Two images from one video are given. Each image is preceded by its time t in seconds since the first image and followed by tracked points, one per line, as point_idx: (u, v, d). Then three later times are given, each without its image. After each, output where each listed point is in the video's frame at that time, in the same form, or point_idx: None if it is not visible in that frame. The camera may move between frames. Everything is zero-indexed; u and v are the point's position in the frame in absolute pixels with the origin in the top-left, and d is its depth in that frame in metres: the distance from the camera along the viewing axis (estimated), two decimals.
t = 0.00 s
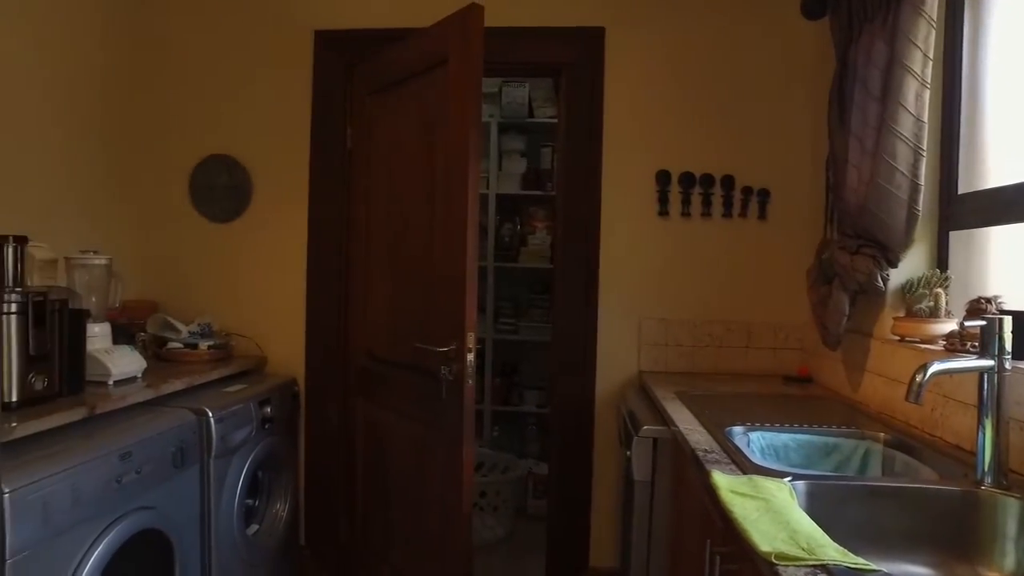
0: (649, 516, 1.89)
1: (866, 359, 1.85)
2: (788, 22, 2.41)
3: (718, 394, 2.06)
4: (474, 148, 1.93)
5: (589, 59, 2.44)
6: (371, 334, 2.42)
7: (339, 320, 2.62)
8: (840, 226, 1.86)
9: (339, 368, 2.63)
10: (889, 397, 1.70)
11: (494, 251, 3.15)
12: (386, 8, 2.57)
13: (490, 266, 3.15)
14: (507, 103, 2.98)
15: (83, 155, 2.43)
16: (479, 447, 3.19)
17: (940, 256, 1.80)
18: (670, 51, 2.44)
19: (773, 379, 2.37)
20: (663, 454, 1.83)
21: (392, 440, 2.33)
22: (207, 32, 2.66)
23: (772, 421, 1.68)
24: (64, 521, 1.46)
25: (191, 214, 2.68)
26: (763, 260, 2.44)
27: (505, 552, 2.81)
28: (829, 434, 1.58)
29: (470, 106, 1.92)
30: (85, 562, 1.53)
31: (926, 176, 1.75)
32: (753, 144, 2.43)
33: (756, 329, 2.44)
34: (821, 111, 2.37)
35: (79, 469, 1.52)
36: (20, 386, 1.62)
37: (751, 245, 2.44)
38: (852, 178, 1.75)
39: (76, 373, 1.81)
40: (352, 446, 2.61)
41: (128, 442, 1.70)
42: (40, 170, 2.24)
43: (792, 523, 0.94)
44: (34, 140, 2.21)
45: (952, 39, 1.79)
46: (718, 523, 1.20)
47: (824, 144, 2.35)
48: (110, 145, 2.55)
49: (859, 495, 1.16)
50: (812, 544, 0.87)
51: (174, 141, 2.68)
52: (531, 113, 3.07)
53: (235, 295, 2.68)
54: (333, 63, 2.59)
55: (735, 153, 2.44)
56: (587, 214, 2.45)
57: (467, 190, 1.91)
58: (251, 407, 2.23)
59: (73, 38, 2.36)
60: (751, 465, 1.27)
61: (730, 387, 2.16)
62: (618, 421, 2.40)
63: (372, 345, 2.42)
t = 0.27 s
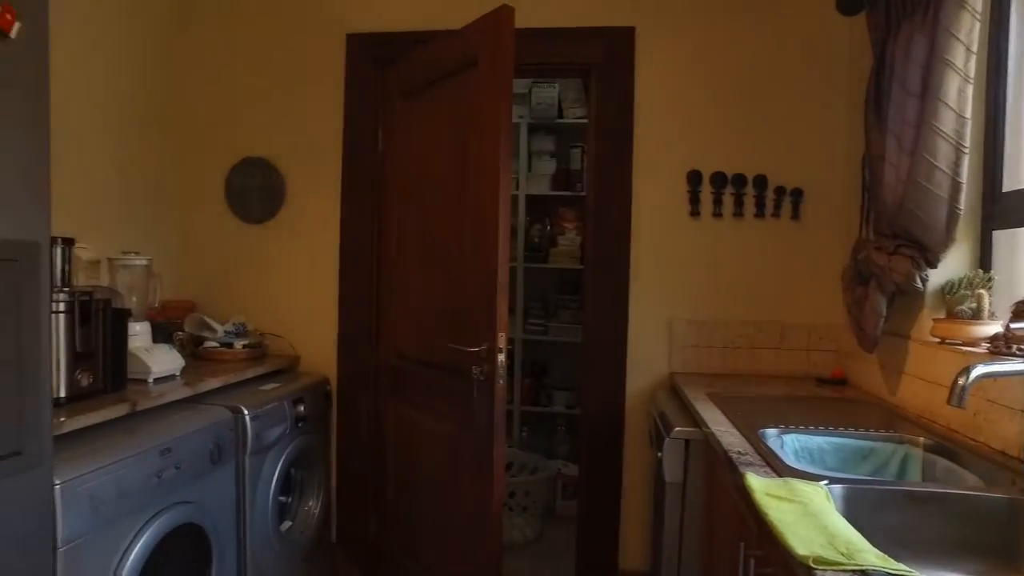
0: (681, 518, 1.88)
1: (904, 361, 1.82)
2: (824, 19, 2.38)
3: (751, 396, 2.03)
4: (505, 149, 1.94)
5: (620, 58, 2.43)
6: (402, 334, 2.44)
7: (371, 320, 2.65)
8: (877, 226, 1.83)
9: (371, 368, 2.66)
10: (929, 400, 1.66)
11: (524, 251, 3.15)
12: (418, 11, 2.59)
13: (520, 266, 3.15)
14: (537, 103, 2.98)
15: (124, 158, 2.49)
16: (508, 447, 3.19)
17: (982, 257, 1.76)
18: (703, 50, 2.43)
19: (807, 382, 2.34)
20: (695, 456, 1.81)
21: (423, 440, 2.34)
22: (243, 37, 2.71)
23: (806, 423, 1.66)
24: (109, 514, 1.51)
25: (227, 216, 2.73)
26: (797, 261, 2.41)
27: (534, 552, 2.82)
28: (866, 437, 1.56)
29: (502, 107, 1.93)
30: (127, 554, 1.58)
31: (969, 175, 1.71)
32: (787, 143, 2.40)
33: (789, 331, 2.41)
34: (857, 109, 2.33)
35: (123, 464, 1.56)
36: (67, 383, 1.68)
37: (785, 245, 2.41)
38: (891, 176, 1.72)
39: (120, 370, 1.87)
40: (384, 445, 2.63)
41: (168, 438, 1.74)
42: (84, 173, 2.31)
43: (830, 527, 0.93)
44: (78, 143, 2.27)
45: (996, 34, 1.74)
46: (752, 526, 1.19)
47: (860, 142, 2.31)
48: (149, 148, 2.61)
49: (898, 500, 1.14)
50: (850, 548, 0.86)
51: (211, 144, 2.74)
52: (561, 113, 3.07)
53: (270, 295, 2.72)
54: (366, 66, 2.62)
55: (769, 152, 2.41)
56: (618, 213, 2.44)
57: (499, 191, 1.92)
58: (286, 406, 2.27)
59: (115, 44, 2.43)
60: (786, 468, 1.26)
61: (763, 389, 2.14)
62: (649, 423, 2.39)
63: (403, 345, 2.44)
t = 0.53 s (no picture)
0: (716, 522, 1.86)
1: (948, 364, 1.77)
2: (863, 15, 2.33)
3: (788, 399, 2.01)
4: (539, 150, 1.94)
5: (653, 58, 2.42)
6: (436, 334, 2.46)
7: (404, 321, 2.67)
8: (921, 226, 1.79)
9: (404, 368, 2.68)
10: (975, 405, 1.62)
11: (556, 252, 3.15)
12: (451, 14, 2.60)
13: (551, 267, 3.15)
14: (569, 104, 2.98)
15: (165, 162, 2.54)
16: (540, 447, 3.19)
17: None
18: (737, 49, 2.40)
19: (845, 384, 2.30)
20: (731, 459, 1.80)
21: (456, 440, 2.36)
22: (280, 41, 2.75)
23: (846, 427, 1.63)
24: (153, 509, 1.54)
25: (263, 218, 2.78)
26: (835, 262, 2.37)
27: (566, 553, 2.81)
28: (908, 442, 1.53)
29: (536, 107, 1.93)
30: (170, 547, 1.62)
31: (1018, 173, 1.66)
32: (825, 142, 2.36)
33: (827, 333, 2.37)
34: (898, 106, 2.28)
35: (166, 460, 1.60)
36: (114, 379, 1.73)
37: (822, 245, 2.38)
38: (936, 175, 1.68)
39: (162, 367, 1.91)
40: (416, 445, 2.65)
41: (209, 435, 1.77)
42: (128, 176, 2.36)
43: (874, 533, 0.91)
44: (122, 148, 2.33)
45: None
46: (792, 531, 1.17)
47: (901, 141, 2.26)
48: (188, 151, 2.67)
49: (945, 506, 1.12)
50: (897, 555, 0.84)
51: (249, 147, 2.78)
52: (593, 114, 3.06)
53: (305, 296, 2.76)
54: (399, 69, 2.64)
55: (806, 152, 2.37)
56: (651, 214, 2.42)
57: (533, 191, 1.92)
58: (321, 405, 2.30)
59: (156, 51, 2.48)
60: (827, 472, 1.24)
61: (800, 391, 2.11)
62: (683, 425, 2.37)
63: (437, 345, 2.46)
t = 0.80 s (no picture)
0: (752, 526, 1.83)
1: (996, 368, 1.73)
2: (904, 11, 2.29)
3: (827, 402, 1.97)
4: (574, 150, 1.93)
5: (687, 57, 2.39)
6: (469, 335, 2.47)
7: (437, 321, 2.68)
8: (967, 226, 1.74)
9: (436, 368, 2.70)
10: None
11: (588, 253, 3.14)
12: (484, 15, 2.61)
13: (583, 268, 3.15)
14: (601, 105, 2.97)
15: (204, 165, 2.60)
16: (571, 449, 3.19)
17: None
18: (774, 47, 2.37)
19: (885, 388, 2.25)
20: (767, 463, 1.77)
21: (489, 439, 2.36)
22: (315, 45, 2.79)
23: (888, 432, 1.60)
24: (194, 504, 1.58)
25: (298, 219, 2.82)
26: (875, 262, 2.33)
27: (598, 556, 2.80)
28: (954, 448, 1.49)
29: (570, 107, 1.92)
30: (211, 543, 1.65)
31: None
32: (864, 140, 2.32)
33: (866, 335, 2.32)
34: (941, 103, 2.23)
35: (208, 457, 1.63)
36: (158, 377, 1.78)
37: (861, 246, 2.33)
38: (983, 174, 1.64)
39: (203, 367, 1.95)
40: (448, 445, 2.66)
41: (248, 433, 1.81)
42: (169, 179, 2.42)
43: (923, 541, 0.89)
44: (164, 152, 2.38)
45: None
46: (834, 537, 1.15)
47: (944, 139, 2.21)
48: (226, 154, 2.72)
49: (995, 514, 1.09)
50: (948, 563, 0.82)
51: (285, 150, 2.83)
52: (625, 115, 3.05)
53: (339, 296, 2.80)
54: (432, 71, 2.66)
55: (845, 150, 2.33)
56: (685, 215, 2.40)
57: (568, 192, 1.91)
58: (355, 404, 2.32)
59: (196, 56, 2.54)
60: (869, 477, 1.21)
61: (839, 395, 2.07)
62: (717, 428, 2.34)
63: (470, 346, 2.47)
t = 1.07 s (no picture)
0: (785, 531, 1.81)
1: None
2: (942, 7, 2.24)
3: (862, 405, 1.94)
4: (604, 151, 1.92)
5: (718, 56, 2.37)
6: (498, 336, 2.47)
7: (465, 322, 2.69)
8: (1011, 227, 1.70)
9: (464, 369, 2.70)
10: None
11: (616, 254, 3.13)
12: (512, 17, 2.61)
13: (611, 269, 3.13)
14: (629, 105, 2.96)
15: (237, 167, 2.64)
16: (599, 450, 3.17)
17: None
18: (807, 46, 2.33)
19: (922, 392, 2.21)
20: (800, 467, 1.75)
21: (517, 441, 2.36)
22: (346, 48, 2.81)
23: (926, 437, 1.56)
24: (230, 502, 1.60)
25: (329, 221, 2.85)
26: (911, 264, 2.28)
27: (626, 558, 2.79)
28: (996, 454, 1.45)
29: (600, 107, 1.91)
30: (245, 540, 1.67)
31: None
32: (901, 139, 2.27)
33: (902, 338, 2.28)
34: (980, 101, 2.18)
35: (242, 456, 1.65)
36: (193, 377, 1.81)
37: (897, 247, 2.29)
38: None
39: (236, 366, 1.98)
40: (476, 445, 2.67)
41: (281, 433, 1.83)
42: (204, 182, 2.46)
43: (967, 550, 0.87)
44: (198, 155, 2.42)
45: None
46: (872, 543, 1.13)
47: (984, 138, 2.16)
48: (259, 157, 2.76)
49: None
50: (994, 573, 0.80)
51: (316, 152, 2.86)
52: (654, 115, 3.03)
53: (369, 297, 2.82)
54: (461, 73, 2.66)
55: (880, 150, 2.29)
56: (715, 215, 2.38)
57: (598, 192, 1.91)
58: (385, 404, 2.34)
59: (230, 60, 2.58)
60: (909, 483, 1.19)
61: (874, 398, 2.03)
62: (748, 430, 2.32)
63: (498, 347, 2.47)
